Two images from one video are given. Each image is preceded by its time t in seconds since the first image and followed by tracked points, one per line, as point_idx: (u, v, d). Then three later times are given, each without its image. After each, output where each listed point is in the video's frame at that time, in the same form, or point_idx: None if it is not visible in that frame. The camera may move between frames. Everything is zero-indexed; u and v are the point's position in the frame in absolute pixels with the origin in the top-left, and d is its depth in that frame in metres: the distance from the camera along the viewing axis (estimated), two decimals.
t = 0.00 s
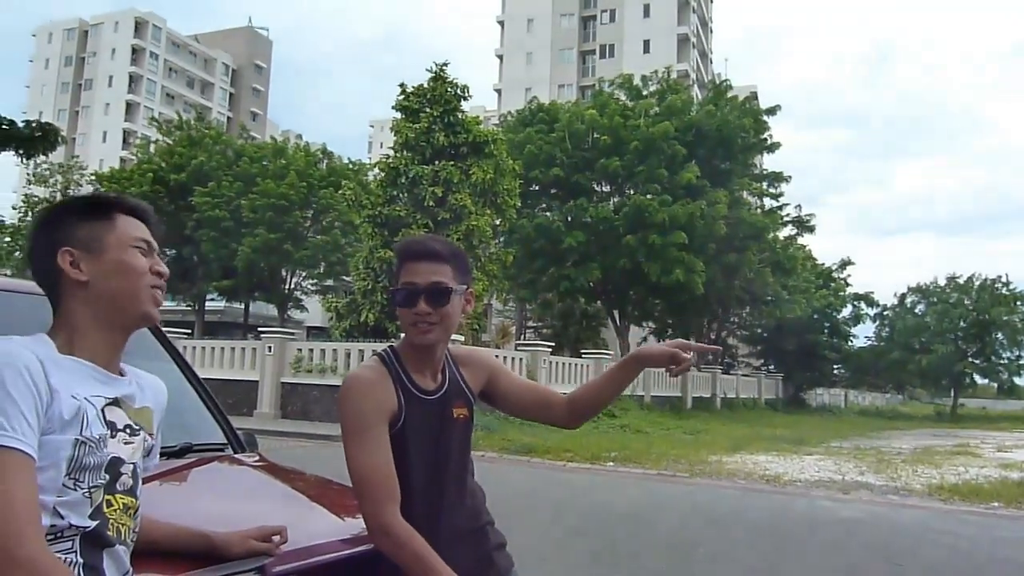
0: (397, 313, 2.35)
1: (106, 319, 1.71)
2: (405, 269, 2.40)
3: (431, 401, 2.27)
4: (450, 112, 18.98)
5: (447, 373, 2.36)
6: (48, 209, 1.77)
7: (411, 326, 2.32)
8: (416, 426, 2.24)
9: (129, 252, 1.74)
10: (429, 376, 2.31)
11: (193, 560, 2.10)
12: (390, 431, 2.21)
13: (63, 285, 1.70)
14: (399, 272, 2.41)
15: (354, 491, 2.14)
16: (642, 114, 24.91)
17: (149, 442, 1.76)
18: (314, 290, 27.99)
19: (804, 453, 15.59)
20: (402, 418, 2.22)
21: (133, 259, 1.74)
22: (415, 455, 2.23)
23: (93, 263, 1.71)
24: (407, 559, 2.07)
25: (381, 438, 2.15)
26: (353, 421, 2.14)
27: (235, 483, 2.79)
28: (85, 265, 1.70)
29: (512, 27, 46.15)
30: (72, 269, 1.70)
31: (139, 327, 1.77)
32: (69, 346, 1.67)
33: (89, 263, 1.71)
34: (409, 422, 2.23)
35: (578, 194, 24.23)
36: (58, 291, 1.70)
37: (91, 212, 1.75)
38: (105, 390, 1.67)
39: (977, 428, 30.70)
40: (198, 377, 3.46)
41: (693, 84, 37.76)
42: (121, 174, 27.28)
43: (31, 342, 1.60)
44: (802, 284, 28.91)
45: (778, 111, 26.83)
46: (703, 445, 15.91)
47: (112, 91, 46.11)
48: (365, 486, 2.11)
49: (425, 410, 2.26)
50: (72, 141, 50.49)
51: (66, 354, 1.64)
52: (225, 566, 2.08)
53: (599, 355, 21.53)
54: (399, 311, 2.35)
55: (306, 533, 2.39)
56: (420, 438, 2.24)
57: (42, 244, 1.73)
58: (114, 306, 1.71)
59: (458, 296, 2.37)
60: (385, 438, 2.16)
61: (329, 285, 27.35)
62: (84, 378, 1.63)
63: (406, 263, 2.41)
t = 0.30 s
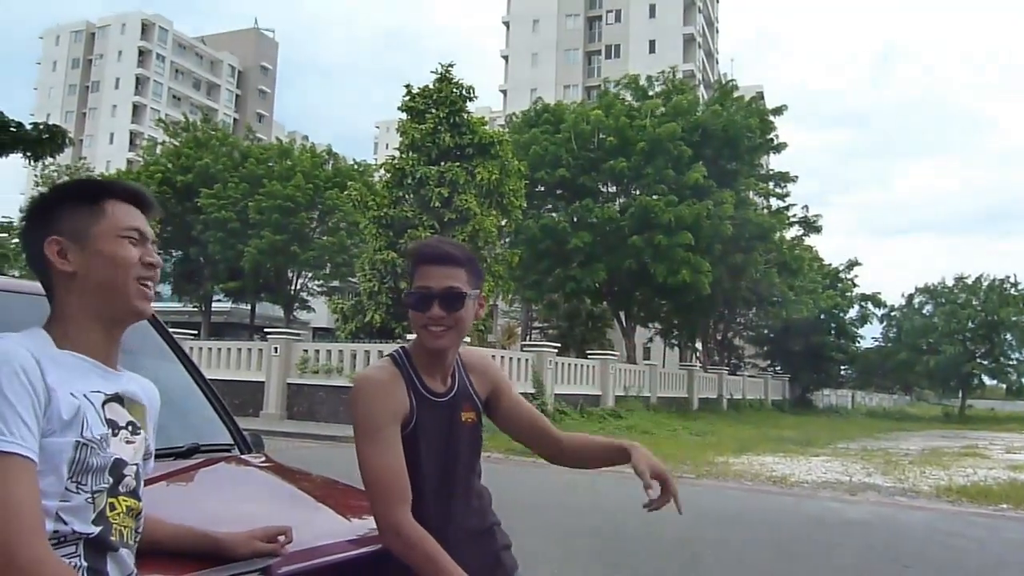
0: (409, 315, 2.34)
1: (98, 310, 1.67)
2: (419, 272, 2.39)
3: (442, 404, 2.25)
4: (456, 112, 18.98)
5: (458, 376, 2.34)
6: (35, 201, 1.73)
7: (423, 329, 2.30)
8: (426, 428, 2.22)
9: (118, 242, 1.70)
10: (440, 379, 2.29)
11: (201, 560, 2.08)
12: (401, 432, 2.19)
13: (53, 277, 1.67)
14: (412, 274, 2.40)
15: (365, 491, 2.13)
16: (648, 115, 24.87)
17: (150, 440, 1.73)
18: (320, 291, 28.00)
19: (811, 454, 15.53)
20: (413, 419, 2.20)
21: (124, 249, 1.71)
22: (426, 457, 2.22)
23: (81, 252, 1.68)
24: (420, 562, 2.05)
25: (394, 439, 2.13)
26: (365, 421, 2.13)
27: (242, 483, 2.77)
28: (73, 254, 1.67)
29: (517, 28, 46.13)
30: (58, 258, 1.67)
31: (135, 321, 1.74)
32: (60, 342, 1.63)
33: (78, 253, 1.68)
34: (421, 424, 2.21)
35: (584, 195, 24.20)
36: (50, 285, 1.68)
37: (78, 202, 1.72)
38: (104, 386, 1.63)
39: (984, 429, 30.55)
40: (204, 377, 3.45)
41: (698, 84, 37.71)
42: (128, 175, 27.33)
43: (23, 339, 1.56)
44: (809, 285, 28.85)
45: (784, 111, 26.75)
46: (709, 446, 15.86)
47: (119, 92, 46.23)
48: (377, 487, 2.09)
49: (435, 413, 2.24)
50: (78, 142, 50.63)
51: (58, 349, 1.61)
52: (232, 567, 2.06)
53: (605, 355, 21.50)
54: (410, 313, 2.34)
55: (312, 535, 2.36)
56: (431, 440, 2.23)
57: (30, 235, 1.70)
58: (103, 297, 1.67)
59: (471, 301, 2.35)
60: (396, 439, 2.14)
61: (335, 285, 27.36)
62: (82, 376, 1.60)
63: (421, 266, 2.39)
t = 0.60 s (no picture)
0: (436, 315, 2.39)
1: (114, 308, 1.69)
2: (446, 272, 2.43)
3: (456, 404, 2.29)
4: (461, 112, 19.04)
5: (474, 377, 2.38)
6: (51, 202, 1.75)
7: (452, 329, 2.34)
8: (441, 427, 2.27)
9: (136, 243, 1.72)
10: (457, 378, 2.34)
11: (207, 559, 2.09)
12: (416, 430, 2.24)
13: (70, 275, 1.69)
14: (440, 275, 2.44)
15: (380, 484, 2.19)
16: (654, 114, 24.86)
17: (153, 439, 1.73)
18: (326, 291, 28.00)
19: (817, 454, 15.51)
20: (429, 416, 2.25)
21: (142, 249, 1.72)
22: (439, 457, 2.26)
23: (101, 250, 1.69)
24: (432, 558, 2.12)
25: (409, 439, 2.20)
26: (384, 417, 2.19)
27: (249, 483, 2.78)
28: (92, 253, 1.69)
29: (522, 28, 46.16)
30: (77, 256, 1.69)
31: (147, 319, 1.75)
32: (72, 339, 1.65)
33: (97, 251, 1.69)
34: (435, 422, 2.26)
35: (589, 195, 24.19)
36: (65, 282, 1.68)
37: (94, 204, 1.73)
38: (112, 385, 1.65)
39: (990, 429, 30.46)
40: (210, 377, 3.46)
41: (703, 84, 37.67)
42: (134, 175, 27.41)
43: (32, 337, 1.58)
44: (814, 285, 28.81)
45: (790, 110, 26.72)
46: (715, 446, 15.85)
47: (126, 93, 46.37)
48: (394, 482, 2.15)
49: (451, 412, 2.29)
50: (85, 143, 50.80)
51: (70, 347, 1.63)
52: (235, 566, 2.07)
53: (611, 355, 21.50)
54: (438, 312, 2.38)
55: (317, 533, 2.37)
56: (445, 438, 2.27)
57: (46, 234, 1.71)
58: (120, 297, 1.69)
59: (499, 301, 2.41)
60: (411, 436, 2.20)
61: (341, 285, 27.40)
62: (87, 374, 1.61)
63: (449, 267, 2.44)
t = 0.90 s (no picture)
0: (465, 309, 2.39)
1: (115, 313, 1.66)
2: (475, 270, 2.45)
3: (476, 404, 2.32)
4: (469, 113, 19.02)
5: (493, 380, 2.40)
6: (41, 203, 1.71)
7: (485, 324, 2.36)
8: (460, 427, 2.29)
9: (124, 245, 1.66)
10: (477, 378, 2.36)
11: (217, 559, 2.08)
12: (438, 428, 2.27)
13: (63, 285, 1.65)
14: (468, 273, 2.45)
15: (398, 481, 2.23)
16: (662, 115, 24.83)
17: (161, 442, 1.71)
18: (333, 292, 27.99)
19: (826, 455, 15.44)
20: (450, 415, 2.27)
21: (130, 252, 1.66)
22: (457, 457, 2.28)
23: (88, 258, 1.64)
24: (444, 556, 2.15)
25: (430, 435, 2.23)
26: (408, 414, 2.22)
27: (257, 483, 2.77)
28: (81, 262, 1.64)
29: (529, 28, 46.13)
30: (65, 268, 1.64)
31: (147, 320, 1.72)
32: (81, 340, 1.63)
33: (84, 259, 1.65)
34: (455, 421, 2.28)
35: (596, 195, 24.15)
36: (61, 290, 1.66)
37: (87, 205, 1.68)
38: (120, 382, 1.63)
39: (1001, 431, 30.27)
40: (218, 377, 3.45)
41: (711, 83, 37.57)
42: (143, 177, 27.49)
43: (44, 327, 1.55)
44: (822, 285, 28.71)
45: (798, 109, 26.64)
46: (723, 447, 15.81)
47: (134, 94, 46.53)
48: (413, 479, 2.20)
49: (472, 412, 2.31)
50: (94, 145, 51.00)
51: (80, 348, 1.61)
52: (245, 566, 2.05)
53: (618, 355, 21.46)
54: (468, 307, 2.39)
55: (324, 535, 2.35)
56: (464, 437, 2.29)
57: (40, 239, 1.68)
58: (115, 303, 1.65)
59: (529, 299, 2.44)
60: (434, 434, 2.24)
61: (349, 286, 27.40)
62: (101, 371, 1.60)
63: (477, 266, 2.45)
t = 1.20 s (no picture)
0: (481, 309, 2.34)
1: (109, 313, 1.66)
2: (490, 270, 2.38)
3: (487, 405, 2.32)
4: (475, 113, 19.03)
5: (502, 381, 2.41)
6: (28, 203, 1.71)
7: (504, 325, 2.34)
8: (473, 428, 2.29)
9: (114, 242, 1.66)
10: (488, 379, 2.36)
11: (220, 558, 2.09)
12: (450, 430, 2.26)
13: (55, 287, 1.65)
14: (483, 272, 2.38)
15: (409, 482, 2.23)
16: (668, 115, 24.82)
17: (163, 438, 1.80)
18: (340, 292, 28.01)
19: (833, 456, 15.39)
20: (463, 417, 2.27)
21: (121, 249, 1.67)
22: (469, 458, 2.28)
23: (81, 258, 1.65)
24: (456, 556, 2.16)
25: (445, 435, 2.23)
26: (422, 415, 2.22)
27: (265, 484, 2.77)
28: (73, 262, 1.64)
29: (536, 28, 46.10)
30: (58, 268, 1.65)
31: (142, 318, 1.72)
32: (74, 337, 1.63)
33: (76, 258, 1.65)
34: (467, 422, 2.28)
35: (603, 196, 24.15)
36: (52, 291, 1.66)
37: (75, 205, 1.68)
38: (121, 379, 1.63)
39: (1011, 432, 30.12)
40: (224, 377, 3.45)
41: (718, 83, 37.50)
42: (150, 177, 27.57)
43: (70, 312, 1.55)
44: (828, 286, 28.63)
45: (805, 109, 26.57)
46: (730, 447, 15.79)
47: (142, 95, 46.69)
48: (424, 480, 2.20)
49: (483, 412, 2.31)
50: (101, 145, 51.16)
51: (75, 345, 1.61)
52: (250, 567, 2.05)
53: (625, 356, 21.44)
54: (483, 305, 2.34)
55: (332, 535, 2.35)
56: (476, 439, 2.29)
57: (27, 242, 1.68)
58: (110, 302, 1.65)
59: (545, 299, 2.40)
60: (447, 435, 2.23)
61: (355, 286, 27.42)
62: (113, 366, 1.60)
63: (490, 266, 2.39)
